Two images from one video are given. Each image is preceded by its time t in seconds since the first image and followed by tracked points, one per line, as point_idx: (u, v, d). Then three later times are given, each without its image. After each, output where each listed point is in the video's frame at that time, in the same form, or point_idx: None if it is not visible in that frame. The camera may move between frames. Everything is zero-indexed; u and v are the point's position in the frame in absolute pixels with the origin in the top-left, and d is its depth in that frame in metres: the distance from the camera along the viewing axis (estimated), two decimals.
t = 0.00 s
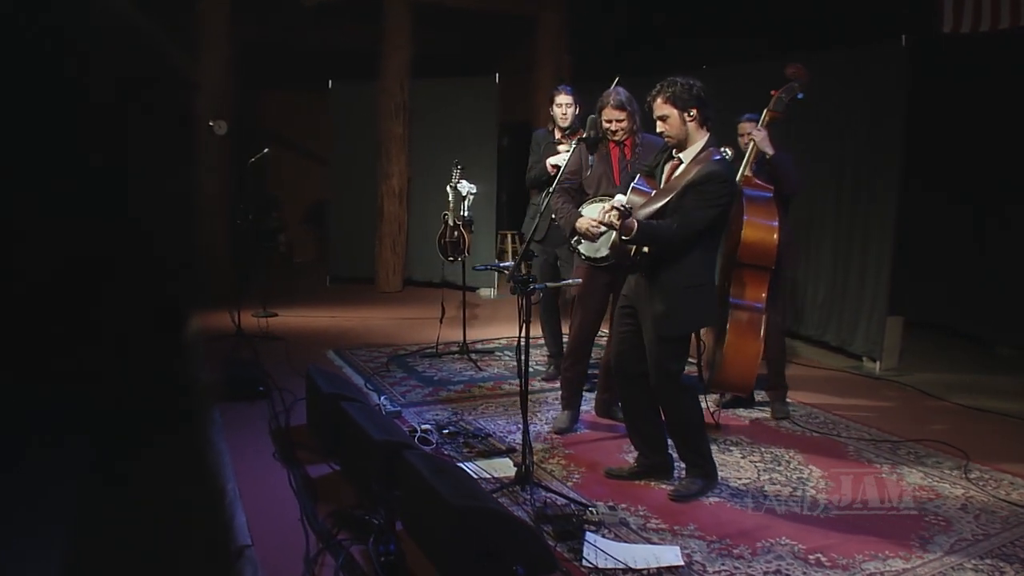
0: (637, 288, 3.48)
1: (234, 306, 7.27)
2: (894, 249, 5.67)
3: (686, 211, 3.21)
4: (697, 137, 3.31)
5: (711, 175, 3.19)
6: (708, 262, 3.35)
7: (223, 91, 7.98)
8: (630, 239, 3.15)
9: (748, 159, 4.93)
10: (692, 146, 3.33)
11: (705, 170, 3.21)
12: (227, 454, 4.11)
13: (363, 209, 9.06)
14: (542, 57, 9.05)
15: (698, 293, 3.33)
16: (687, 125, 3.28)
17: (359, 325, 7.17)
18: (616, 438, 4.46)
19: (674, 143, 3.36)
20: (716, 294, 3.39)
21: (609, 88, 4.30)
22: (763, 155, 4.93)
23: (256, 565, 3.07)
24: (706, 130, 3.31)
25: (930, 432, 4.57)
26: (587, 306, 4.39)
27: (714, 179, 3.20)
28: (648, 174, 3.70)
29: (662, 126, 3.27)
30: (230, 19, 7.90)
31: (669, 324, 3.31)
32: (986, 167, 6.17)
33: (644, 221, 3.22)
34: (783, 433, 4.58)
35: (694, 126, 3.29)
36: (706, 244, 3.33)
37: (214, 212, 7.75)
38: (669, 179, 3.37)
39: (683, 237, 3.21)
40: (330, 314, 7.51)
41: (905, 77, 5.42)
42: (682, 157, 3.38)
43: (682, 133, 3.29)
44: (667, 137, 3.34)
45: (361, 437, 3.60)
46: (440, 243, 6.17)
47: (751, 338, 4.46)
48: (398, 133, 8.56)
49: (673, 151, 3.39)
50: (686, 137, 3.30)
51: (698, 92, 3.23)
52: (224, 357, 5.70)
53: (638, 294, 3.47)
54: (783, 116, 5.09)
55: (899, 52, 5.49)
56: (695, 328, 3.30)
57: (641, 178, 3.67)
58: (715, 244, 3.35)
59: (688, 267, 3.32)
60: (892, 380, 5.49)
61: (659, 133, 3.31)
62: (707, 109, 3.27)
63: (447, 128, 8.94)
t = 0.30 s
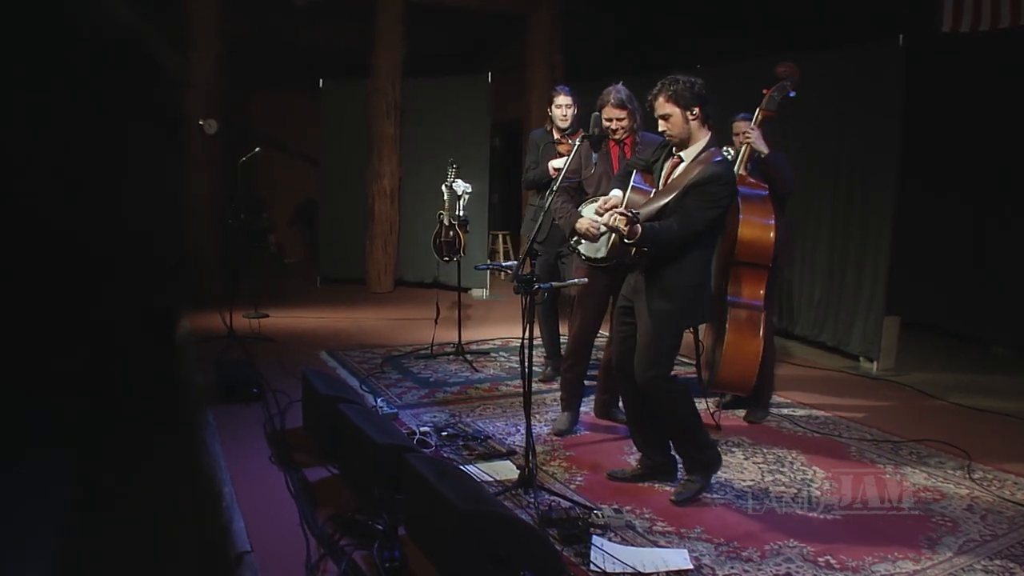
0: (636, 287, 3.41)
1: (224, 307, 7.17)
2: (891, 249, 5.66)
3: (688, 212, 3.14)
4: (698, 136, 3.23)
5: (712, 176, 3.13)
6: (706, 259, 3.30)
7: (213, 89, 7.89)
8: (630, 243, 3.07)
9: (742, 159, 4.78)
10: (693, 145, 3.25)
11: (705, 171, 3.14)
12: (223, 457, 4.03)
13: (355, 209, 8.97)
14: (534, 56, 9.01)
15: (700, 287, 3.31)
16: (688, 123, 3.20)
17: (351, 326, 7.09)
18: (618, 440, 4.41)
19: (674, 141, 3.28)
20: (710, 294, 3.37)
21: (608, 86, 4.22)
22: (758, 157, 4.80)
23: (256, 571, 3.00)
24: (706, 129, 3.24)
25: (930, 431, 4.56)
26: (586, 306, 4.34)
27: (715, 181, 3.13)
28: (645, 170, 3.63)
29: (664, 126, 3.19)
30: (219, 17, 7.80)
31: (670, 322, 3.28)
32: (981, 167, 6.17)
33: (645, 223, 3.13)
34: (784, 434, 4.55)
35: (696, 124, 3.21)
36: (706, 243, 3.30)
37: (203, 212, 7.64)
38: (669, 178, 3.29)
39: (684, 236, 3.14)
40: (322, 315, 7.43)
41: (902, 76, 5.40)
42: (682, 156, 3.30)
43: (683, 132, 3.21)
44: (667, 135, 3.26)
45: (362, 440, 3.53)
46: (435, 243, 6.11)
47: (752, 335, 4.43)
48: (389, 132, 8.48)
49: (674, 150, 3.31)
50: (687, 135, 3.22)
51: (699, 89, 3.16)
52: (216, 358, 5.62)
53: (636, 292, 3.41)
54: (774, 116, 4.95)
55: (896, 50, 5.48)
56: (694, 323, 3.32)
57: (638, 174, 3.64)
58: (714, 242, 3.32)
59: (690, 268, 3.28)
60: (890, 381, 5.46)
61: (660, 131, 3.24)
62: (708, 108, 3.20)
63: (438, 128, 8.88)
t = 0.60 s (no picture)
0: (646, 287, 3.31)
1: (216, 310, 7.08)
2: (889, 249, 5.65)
3: (699, 208, 3.09)
4: (709, 132, 3.20)
5: (725, 170, 3.09)
6: (720, 254, 3.23)
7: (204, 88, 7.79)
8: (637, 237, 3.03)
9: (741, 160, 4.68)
10: (703, 141, 3.21)
11: (717, 166, 3.11)
12: (220, 463, 3.96)
13: (346, 211, 8.89)
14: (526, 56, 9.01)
15: (708, 286, 3.21)
16: (698, 119, 3.16)
17: (344, 328, 7.01)
18: (621, 443, 4.36)
19: (685, 138, 3.24)
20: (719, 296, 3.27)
21: (609, 86, 4.21)
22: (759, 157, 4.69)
23: None
24: (716, 125, 3.21)
25: (932, 432, 4.54)
26: (587, 308, 4.28)
27: (728, 175, 3.10)
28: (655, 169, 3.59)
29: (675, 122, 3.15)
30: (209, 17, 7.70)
31: (679, 322, 3.20)
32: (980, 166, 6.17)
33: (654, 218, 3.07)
34: (786, 436, 4.51)
35: (706, 121, 3.18)
36: (717, 241, 3.22)
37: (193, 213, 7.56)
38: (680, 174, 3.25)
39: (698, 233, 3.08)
40: (314, 317, 7.35)
41: (899, 77, 5.40)
42: (692, 152, 3.26)
43: (694, 128, 3.17)
44: (677, 131, 3.22)
45: (364, 444, 3.48)
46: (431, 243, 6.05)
47: (750, 336, 4.40)
48: (381, 133, 8.42)
49: (683, 147, 3.27)
50: (697, 132, 3.18)
51: (710, 85, 3.11)
52: (209, 361, 5.54)
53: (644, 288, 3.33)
54: (772, 114, 4.74)
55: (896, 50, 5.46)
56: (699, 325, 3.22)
57: (647, 175, 3.54)
58: (724, 240, 3.23)
59: (698, 268, 3.20)
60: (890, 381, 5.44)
61: (670, 127, 3.19)
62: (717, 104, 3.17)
63: (431, 128, 8.81)
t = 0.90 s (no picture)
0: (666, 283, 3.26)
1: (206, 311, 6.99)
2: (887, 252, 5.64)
3: (712, 200, 3.01)
4: (728, 124, 3.11)
5: (740, 158, 3.00)
6: (746, 245, 3.09)
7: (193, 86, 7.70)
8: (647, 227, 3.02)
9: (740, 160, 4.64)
10: (722, 133, 3.13)
11: (735, 154, 3.02)
12: (216, 468, 3.89)
13: (336, 211, 8.80)
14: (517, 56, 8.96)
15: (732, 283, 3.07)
16: (716, 112, 3.09)
17: (336, 330, 6.95)
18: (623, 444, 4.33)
19: (704, 131, 3.18)
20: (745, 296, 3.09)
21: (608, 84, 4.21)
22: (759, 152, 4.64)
23: None
24: (737, 116, 3.12)
25: (934, 432, 4.52)
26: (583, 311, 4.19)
27: (743, 160, 3.00)
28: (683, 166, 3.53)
29: (691, 115, 3.11)
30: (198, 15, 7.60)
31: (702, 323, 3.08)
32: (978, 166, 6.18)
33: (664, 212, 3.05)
34: (789, 437, 4.48)
35: (724, 112, 3.10)
36: (744, 237, 3.09)
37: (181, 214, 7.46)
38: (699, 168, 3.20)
39: (709, 227, 3.00)
40: (306, 319, 7.27)
41: (895, 76, 5.40)
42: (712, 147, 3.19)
43: (711, 121, 3.10)
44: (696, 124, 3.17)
45: (366, 447, 3.43)
46: (426, 244, 5.99)
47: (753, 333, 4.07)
48: (371, 132, 8.35)
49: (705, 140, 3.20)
50: (715, 125, 3.11)
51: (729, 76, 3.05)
52: (201, 364, 5.46)
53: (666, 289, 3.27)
54: (771, 114, 4.76)
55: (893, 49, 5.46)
56: (724, 330, 3.07)
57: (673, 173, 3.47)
58: (749, 233, 3.09)
59: (720, 264, 3.09)
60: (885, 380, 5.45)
61: (687, 120, 3.16)
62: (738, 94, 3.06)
63: (422, 128, 8.74)
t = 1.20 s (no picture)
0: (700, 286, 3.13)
1: (193, 314, 6.90)
2: (879, 256, 5.66)
3: (727, 199, 2.87)
4: (752, 117, 2.93)
5: (756, 152, 2.84)
6: (775, 240, 2.92)
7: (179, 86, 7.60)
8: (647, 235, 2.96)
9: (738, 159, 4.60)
10: (745, 129, 2.96)
11: (753, 148, 2.86)
12: (210, 473, 3.82)
13: (324, 212, 8.72)
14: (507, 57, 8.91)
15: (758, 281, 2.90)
16: (737, 107, 2.93)
17: (326, 332, 6.88)
18: (623, 448, 4.30)
19: (729, 126, 3.02)
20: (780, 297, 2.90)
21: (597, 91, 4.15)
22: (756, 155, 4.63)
23: None
24: (762, 108, 2.93)
25: (932, 433, 4.52)
26: (575, 317, 3.94)
27: (758, 155, 2.84)
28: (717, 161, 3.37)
29: (711, 111, 2.96)
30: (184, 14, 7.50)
31: (727, 330, 2.94)
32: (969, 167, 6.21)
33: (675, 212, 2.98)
34: (791, 438, 4.46)
35: (747, 106, 2.93)
36: (772, 233, 2.91)
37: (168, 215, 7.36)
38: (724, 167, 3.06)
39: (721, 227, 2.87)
40: (295, 321, 7.18)
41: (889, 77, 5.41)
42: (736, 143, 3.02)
43: (732, 116, 2.95)
44: (719, 119, 3.02)
45: (366, 453, 3.37)
46: (418, 245, 5.94)
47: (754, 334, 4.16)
48: (360, 133, 8.28)
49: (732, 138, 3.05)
50: (737, 119, 2.95)
51: (750, 67, 2.88)
52: (191, 367, 5.37)
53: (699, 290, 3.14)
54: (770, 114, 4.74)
55: (887, 50, 5.46)
56: (755, 337, 2.89)
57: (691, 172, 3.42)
58: (778, 228, 2.91)
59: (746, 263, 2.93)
60: (878, 381, 5.46)
61: (710, 115, 3.02)
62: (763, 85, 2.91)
63: (411, 128, 8.68)
